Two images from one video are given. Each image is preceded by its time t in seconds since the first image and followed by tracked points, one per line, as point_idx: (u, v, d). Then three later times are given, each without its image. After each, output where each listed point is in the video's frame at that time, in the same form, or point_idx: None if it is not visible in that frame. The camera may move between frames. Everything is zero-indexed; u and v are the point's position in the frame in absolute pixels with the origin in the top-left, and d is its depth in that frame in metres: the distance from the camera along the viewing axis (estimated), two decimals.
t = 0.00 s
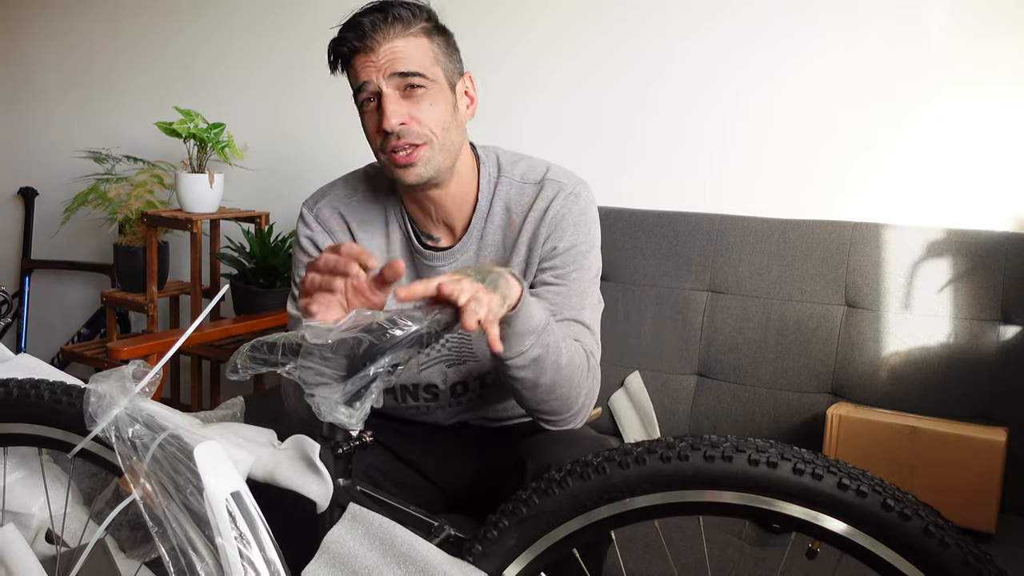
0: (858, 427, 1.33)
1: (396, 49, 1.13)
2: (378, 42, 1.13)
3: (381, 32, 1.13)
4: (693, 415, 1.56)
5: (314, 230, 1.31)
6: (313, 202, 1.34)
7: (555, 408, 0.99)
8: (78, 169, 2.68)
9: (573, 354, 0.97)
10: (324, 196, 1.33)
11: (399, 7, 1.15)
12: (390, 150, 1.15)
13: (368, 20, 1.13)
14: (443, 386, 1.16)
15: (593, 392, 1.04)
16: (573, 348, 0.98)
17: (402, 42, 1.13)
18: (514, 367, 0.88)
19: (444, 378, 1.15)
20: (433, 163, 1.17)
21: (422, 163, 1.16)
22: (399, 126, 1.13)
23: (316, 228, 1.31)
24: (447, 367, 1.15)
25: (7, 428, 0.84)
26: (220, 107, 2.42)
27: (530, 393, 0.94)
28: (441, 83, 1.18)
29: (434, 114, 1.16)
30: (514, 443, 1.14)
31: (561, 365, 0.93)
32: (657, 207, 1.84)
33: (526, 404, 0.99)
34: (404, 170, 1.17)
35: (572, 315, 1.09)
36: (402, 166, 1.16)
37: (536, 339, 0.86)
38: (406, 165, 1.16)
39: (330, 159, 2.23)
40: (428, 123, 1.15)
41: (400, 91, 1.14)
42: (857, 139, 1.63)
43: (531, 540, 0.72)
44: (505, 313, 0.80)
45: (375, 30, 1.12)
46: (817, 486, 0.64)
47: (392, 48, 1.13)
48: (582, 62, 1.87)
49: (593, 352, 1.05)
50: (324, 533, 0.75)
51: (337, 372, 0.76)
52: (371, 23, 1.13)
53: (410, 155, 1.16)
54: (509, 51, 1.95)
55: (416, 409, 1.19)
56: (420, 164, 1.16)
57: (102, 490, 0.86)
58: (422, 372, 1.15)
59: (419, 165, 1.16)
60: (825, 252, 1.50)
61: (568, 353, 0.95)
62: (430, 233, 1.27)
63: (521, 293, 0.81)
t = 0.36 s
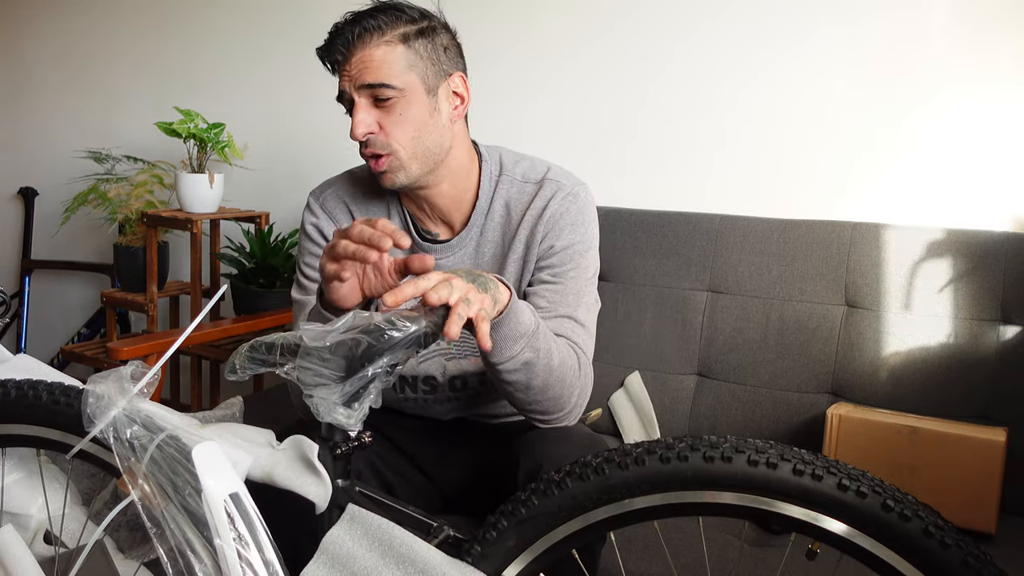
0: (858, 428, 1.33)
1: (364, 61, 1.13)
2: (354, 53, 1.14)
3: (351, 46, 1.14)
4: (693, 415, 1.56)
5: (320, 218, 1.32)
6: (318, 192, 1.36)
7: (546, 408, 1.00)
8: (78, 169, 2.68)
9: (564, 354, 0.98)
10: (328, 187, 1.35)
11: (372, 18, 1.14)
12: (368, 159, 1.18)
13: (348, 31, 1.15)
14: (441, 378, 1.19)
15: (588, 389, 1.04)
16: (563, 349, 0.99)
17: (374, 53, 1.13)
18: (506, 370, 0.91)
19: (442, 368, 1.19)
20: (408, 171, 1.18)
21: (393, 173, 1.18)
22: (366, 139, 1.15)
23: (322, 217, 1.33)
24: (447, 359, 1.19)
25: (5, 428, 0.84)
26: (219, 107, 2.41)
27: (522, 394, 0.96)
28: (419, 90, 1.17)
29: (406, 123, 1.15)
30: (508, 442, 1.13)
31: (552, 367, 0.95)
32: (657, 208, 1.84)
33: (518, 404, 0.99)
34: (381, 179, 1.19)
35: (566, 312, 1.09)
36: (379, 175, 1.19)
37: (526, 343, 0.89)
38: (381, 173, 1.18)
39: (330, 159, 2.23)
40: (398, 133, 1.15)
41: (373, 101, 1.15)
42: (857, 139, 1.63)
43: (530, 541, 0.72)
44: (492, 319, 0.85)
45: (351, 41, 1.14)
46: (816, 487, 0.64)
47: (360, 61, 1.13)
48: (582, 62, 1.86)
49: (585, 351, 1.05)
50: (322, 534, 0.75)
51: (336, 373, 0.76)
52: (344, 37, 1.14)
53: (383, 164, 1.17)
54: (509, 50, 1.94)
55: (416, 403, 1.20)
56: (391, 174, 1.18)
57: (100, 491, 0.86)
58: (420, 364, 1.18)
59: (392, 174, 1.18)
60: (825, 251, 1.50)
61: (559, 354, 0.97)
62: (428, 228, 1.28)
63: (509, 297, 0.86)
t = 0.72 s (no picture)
0: (858, 427, 1.33)
1: (385, 44, 1.17)
2: (376, 36, 1.18)
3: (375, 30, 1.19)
4: (693, 415, 1.57)
5: (324, 208, 1.33)
6: (324, 183, 1.36)
7: (540, 400, 1.00)
8: (78, 169, 2.69)
9: (559, 347, 0.99)
10: (334, 178, 1.36)
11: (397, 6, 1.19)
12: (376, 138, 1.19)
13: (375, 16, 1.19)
14: (436, 368, 1.22)
15: (582, 388, 1.05)
16: (559, 344, 1.00)
17: (397, 37, 1.18)
18: (498, 352, 0.92)
19: (437, 359, 1.22)
20: (414, 151, 1.18)
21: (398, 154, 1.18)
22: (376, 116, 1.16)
23: (326, 207, 1.33)
24: (441, 350, 1.23)
25: (9, 427, 0.84)
26: (220, 107, 2.42)
27: (515, 380, 0.96)
28: (434, 77, 1.19)
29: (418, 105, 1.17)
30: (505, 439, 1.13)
31: (545, 352, 0.96)
32: (657, 208, 1.84)
33: (511, 395, 1.00)
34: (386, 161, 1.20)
35: (562, 310, 1.10)
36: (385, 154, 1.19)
37: (518, 325, 0.91)
38: (387, 152, 1.18)
39: (331, 160, 2.24)
40: (409, 114, 1.17)
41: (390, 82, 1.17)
42: (858, 139, 1.64)
43: (532, 538, 0.72)
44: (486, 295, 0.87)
45: (377, 25, 1.19)
46: (817, 484, 0.64)
47: (383, 43, 1.18)
48: (582, 62, 1.87)
49: (581, 350, 1.06)
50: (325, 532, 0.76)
51: (341, 370, 0.76)
52: (371, 22, 1.19)
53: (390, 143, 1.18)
54: (509, 50, 1.95)
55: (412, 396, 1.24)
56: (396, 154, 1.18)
57: (104, 491, 0.86)
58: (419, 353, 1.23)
59: (397, 153, 1.18)
60: (825, 251, 1.50)
61: (552, 343, 0.98)
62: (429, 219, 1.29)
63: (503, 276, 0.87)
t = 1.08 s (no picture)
0: (858, 427, 1.34)
1: (481, 39, 1.16)
2: (471, 26, 1.16)
3: (475, 18, 1.17)
4: (693, 415, 1.57)
5: (324, 179, 1.34)
6: (335, 157, 1.37)
7: (541, 400, 1.00)
8: (78, 169, 2.69)
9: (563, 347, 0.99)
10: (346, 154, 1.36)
11: (503, 5, 1.18)
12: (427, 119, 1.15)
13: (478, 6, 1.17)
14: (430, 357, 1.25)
15: (583, 388, 1.05)
16: (563, 342, 1.00)
17: (490, 40, 1.17)
18: (504, 344, 0.91)
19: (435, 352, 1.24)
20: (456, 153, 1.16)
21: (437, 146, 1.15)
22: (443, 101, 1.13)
23: (326, 179, 1.34)
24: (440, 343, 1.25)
25: (10, 427, 0.85)
26: (220, 107, 2.42)
27: (519, 377, 0.96)
28: (502, 95, 1.19)
29: (479, 114, 1.16)
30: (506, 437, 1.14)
31: (550, 347, 0.95)
32: (657, 209, 1.85)
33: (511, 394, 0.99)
34: (423, 145, 1.15)
35: (559, 314, 1.09)
36: (427, 139, 1.15)
37: (525, 319, 0.90)
38: (431, 139, 1.15)
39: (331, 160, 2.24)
40: (469, 117, 1.15)
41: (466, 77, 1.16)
42: (858, 139, 1.64)
43: (533, 537, 0.72)
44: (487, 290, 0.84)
45: (478, 17, 1.17)
46: (816, 483, 0.64)
47: (479, 36, 1.16)
48: (582, 62, 1.87)
49: (580, 351, 1.06)
50: (325, 532, 0.76)
51: (342, 369, 0.76)
52: (473, 8, 1.17)
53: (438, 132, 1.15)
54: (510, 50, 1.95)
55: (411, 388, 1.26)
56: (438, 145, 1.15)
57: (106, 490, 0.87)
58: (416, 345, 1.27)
59: (441, 145, 1.14)
60: (826, 251, 1.51)
61: (557, 341, 0.97)
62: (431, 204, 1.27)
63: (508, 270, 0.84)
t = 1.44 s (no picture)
0: (858, 428, 1.33)
1: (514, 59, 1.13)
2: (507, 46, 1.13)
3: (509, 38, 1.13)
4: (693, 415, 1.57)
5: (332, 170, 1.31)
6: (347, 151, 1.36)
7: (540, 408, 0.99)
8: (78, 169, 2.69)
9: (556, 358, 0.97)
10: (359, 149, 1.35)
11: (534, 22, 1.15)
12: (455, 140, 1.14)
13: (512, 25, 1.13)
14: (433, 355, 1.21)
15: (587, 387, 1.04)
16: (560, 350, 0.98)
17: (525, 61, 1.14)
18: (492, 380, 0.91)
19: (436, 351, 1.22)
20: (480, 173, 1.17)
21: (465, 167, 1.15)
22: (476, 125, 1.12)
23: (335, 170, 1.31)
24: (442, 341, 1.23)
25: (8, 427, 0.84)
26: (219, 106, 2.42)
27: (514, 401, 0.96)
28: (528, 113, 1.19)
29: (508, 135, 1.16)
30: (511, 442, 1.12)
31: (540, 372, 0.94)
32: (657, 208, 1.84)
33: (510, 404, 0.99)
34: (449, 165, 1.15)
35: (563, 312, 1.09)
36: (454, 160, 1.15)
37: (504, 355, 0.89)
38: (459, 160, 1.15)
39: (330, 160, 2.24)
40: (499, 140, 1.15)
41: (499, 99, 1.13)
42: (858, 139, 1.63)
43: (531, 539, 0.72)
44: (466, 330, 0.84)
45: (513, 37, 1.13)
46: (817, 485, 0.64)
47: (512, 56, 1.13)
48: (581, 62, 1.87)
49: (579, 350, 1.04)
50: (323, 533, 0.76)
51: (340, 370, 0.76)
52: (505, 25, 1.13)
53: (467, 155, 1.14)
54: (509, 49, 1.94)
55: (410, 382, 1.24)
56: (467, 166, 1.15)
57: (104, 490, 0.86)
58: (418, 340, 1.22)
59: (469, 168, 1.15)
60: (826, 251, 1.50)
61: (549, 358, 0.96)
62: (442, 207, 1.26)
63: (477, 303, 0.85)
